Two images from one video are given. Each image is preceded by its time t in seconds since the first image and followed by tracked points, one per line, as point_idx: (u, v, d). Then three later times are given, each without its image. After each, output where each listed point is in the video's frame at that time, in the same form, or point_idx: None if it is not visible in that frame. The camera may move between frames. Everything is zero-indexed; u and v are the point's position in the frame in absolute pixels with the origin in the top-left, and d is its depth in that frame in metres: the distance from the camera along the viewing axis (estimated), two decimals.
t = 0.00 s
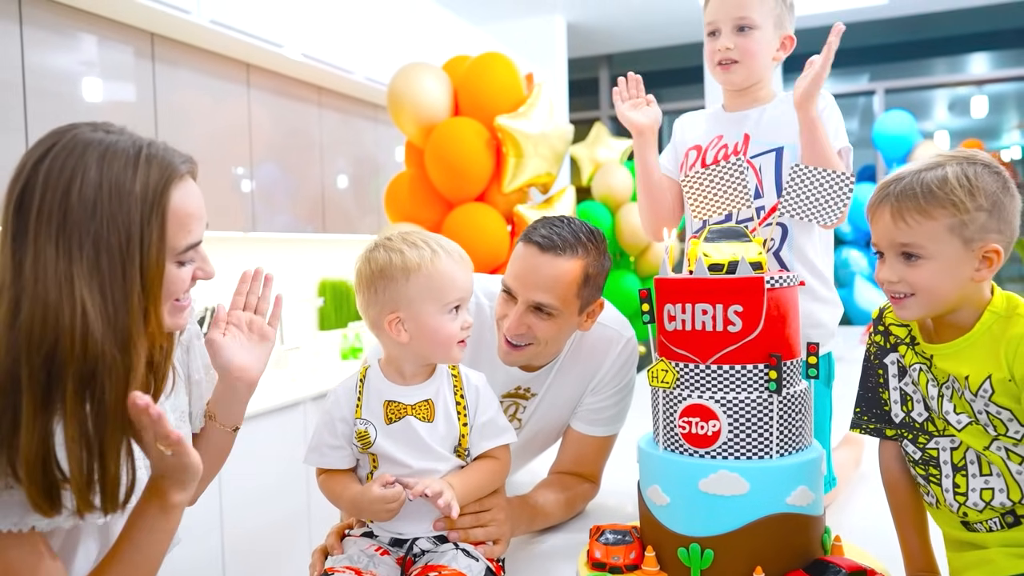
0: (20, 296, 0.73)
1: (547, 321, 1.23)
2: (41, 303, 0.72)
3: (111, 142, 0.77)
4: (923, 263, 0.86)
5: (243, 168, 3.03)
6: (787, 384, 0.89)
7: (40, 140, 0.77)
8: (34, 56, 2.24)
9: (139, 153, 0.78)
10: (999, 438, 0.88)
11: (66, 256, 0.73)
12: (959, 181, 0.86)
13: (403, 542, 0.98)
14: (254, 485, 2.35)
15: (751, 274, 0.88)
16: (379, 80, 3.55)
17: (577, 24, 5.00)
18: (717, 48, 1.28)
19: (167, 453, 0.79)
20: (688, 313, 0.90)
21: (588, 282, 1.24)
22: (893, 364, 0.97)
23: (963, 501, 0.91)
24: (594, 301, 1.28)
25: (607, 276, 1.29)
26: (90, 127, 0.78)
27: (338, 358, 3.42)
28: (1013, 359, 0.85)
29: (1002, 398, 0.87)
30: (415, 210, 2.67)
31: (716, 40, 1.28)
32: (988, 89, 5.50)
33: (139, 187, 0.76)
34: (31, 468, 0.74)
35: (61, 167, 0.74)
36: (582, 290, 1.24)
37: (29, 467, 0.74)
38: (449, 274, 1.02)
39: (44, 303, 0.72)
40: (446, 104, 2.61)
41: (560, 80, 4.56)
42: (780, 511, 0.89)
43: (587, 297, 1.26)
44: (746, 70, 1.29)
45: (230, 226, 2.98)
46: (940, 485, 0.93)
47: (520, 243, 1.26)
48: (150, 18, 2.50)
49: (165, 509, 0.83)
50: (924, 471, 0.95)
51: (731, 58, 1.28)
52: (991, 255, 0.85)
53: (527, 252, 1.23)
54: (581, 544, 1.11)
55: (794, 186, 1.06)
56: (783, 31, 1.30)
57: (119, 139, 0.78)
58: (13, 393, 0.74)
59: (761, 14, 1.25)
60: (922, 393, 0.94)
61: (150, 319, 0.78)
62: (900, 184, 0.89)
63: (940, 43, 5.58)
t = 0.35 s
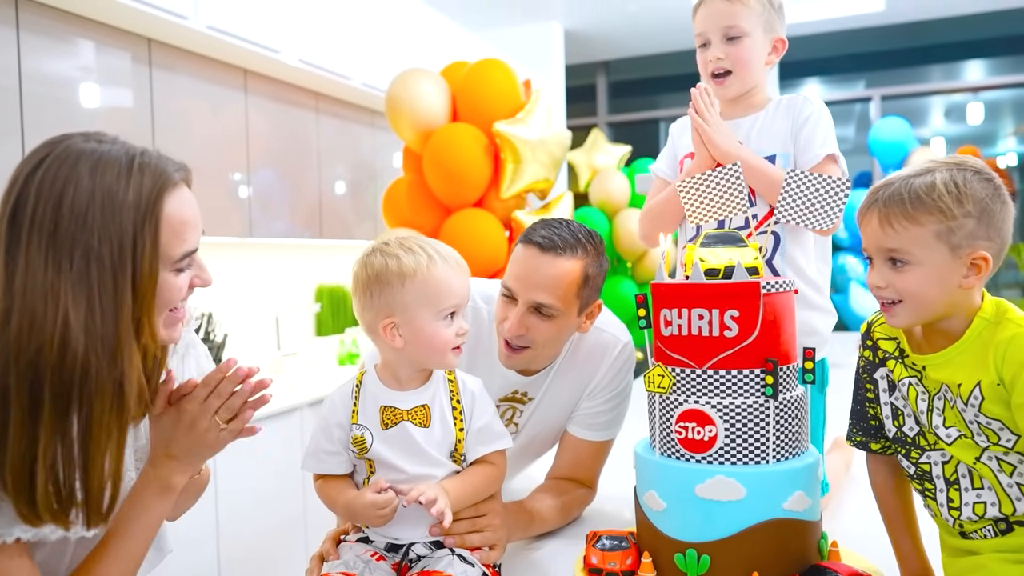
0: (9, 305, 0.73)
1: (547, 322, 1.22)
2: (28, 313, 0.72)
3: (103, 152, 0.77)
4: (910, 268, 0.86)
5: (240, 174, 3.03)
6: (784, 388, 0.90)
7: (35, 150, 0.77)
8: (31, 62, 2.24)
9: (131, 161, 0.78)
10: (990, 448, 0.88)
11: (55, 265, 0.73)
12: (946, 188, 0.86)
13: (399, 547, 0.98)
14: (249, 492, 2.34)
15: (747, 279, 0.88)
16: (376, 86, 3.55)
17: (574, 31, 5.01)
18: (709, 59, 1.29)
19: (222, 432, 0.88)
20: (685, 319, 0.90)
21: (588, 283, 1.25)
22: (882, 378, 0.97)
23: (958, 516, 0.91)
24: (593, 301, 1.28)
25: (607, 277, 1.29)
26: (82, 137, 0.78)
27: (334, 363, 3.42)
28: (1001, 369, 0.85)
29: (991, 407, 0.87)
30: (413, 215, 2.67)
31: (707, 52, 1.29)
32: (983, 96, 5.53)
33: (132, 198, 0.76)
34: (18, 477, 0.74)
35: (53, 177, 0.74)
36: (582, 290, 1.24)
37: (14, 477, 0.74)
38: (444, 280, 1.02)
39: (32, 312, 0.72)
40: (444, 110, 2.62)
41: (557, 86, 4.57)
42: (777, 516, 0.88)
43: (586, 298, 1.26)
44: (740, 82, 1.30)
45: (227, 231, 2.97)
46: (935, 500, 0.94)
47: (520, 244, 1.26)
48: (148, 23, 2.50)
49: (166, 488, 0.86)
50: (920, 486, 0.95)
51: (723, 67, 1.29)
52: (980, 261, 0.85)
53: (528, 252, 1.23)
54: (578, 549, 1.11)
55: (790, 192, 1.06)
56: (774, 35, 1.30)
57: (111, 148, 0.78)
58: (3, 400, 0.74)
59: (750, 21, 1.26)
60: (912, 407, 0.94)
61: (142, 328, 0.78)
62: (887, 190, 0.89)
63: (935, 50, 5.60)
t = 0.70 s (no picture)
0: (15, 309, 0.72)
1: (546, 324, 1.22)
2: (34, 316, 0.72)
3: (103, 154, 0.76)
4: (901, 273, 0.86)
5: (237, 178, 3.03)
6: (781, 393, 0.90)
7: (33, 152, 0.76)
8: (29, 66, 2.24)
9: (131, 164, 0.77)
10: (975, 453, 0.88)
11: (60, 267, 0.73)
12: (941, 193, 0.86)
13: (395, 552, 0.98)
14: (245, 496, 2.33)
15: (744, 284, 0.88)
16: (374, 89, 3.56)
17: (572, 36, 5.01)
18: (691, 66, 1.29)
19: (190, 414, 0.86)
20: (682, 322, 0.90)
21: (587, 286, 1.24)
22: (871, 384, 0.97)
23: (944, 520, 0.91)
24: (591, 304, 1.28)
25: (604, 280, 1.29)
26: (82, 140, 0.78)
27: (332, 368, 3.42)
28: (988, 372, 0.85)
29: (977, 411, 0.87)
30: (412, 219, 2.67)
31: (689, 59, 1.30)
32: (981, 101, 5.56)
33: (132, 202, 0.75)
34: (23, 482, 0.74)
35: (53, 178, 0.73)
36: (580, 293, 1.23)
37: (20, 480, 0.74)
38: (421, 282, 1.01)
39: (36, 315, 0.72)
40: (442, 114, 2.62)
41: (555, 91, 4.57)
42: (775, 520, 0.88)
43: (584, 301, 1.26)
44: (721, 85, 1.30)
45: (225, 235, 2.97)
46: (922, 504, 0.94)
47: (519, 246, 1.26)
48: (145, 27, 2.49)
49: (153, 477, 0.86)
50: (908, 490, 0.96)
51: (706, 74, 1.29)
52: (972, 268, 0.85)
53: (527, 255, 1.23)
54: (574, 554, 1.11)
55: (786, 195, 1.05)
56: (757, 37, 1.30)
57: (112, 151, 0.78)
58: (4, 404, 0.74)
59: (730, 27, 1.26)
60: (900, 413, 0.94)
61: (141, 334, 0.78)
62: (882, 193, 0.89)
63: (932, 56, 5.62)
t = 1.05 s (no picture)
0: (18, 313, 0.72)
1: (541, 324, 1.22)
2: (38, 320, 0.72)
3: (112, 161, 0.76)
4: (892, 266, 0.87)
5: (235, 181, 3.02)
6: (780, 395, 0.90)
7: (41, 157, 0.76)
8: (26, 68, 2.24)
9: (139, 171, 0.77)
10: (967, 457, 0.88)
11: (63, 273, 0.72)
12: (940, 188, 0.86)
13: (392, 556, 0.97)
14: (241, 500, 2.32)
15: (742, 287, 0.88)
16: (372, 92, 3.56)
17: (570, 39, 5.02)
18: (688, 75, 1.30)
19: (186, 417, 0.86)
20: (680, 325, 0.90)
21: (581, 286, 1.24)
22: (867, 387, 0.98)
23: (938, 523, 0.91)
24: (586, 305, 1.28)
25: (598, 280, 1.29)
26: (90, 145, 0.78)
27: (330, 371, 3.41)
28: (982, 375, 0.85)
29: (969, 415, 0.86)
30: (410, 223, 2.66)
31: (686, 68, 1.30)
32: (978, 105, 5.59)
33: (140, 208, 0.75)
34: (21, 484, 0.73)
35: (62, 184, 0.73)
36: (575, 293, 1.23)
37: (19, 482, 0.73)
38: (394, 283, 1.01)
39: (41, 320, 0.72)
40: (440, 117, 2.62)
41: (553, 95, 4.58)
42: (774, 524, 0.88)
43: (579, 301, 1.25)
44: (718, 94, 1.31)
45: (222, 238, 2.97)
46: (917, 506, 0.94)
47: (513, 247, 1.26)
48: (142, 29, 2.49)
49: (149, 481, 0.85)
50: (904, 492, 0.96)
51: (704, 84, 1.30)
52: (965, 267, 0.85)
53: (521, 256, 1.22)
54: (572, 558, 1.11)
55: (785, 197, 1.05)
56: (748, 44, 1.32)
57: (120, 157, 0.77)
58: (7, 408, 0.74)
59: (726, 36, 1.27)
60: (893, 415, 0.94)
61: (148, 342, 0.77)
62: (882, 186, 0.90)
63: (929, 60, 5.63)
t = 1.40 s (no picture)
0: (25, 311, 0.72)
1: (533, 323, 1.22)
2: (48, 318, 0.71)
3: (116, 159, 0.76)
4: (896, 252, 0.87)
5: (233, 182, 3.02)
6: (780, 397, 0.89)
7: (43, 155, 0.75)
8: (25, 69, 2.23)
9: (143, 169, 0.77)
10: (969, 459, 0.87)
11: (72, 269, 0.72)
12: (948, 177, 0.86)
13: (391, 557, 0.96)
14: (240, 502, 2.32)
15: (743, 287, 0.88)
16: (371, 94, 3.56)
17: (568, 41, 5.02)
18: (692, 81, 1.29)
19: (227, 407, 0.85)
20: (681, 326, 0.89)
21: (572, 283, 1.24)
22: (868, 388, 0.98)
23: (940, 527, 0.91)
24: (579, 303, 1.28)
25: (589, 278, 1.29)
26: (93, 143, 0.77)
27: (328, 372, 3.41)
28: (989, 375, 0.84)
29: (974, 414, 0.86)
30: (410, 224, 2.66)
31: (688, 74, 1.30)
32: (975, 108, 5.61)
33: (145, 205, 0.75)
34: (36, 480, 0.73)
35: (67, 181, 0.73)
36: (565, 291, 1.23)
37: (33, 480, 0.73)
38: (391, 284, 1.01)
39: (50, 317, 0.71)
40: (439, 119, 2.62)
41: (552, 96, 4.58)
42: (776, 525, 0.88)
43: (570, 299, 1.25)
44: (721, 99, 1.31)
45: (220, 239, 2.96)
46: (918, 509, 0.94)
47: (503, 247, 1.25)
48: (141, 30, 2.49)
49: (178, 480, 0.84)
50: (905, 495, 0.95)
51: (705, 89, 1.29)
52: (970, 257, 0.85)
53: (511, 255, 1.22)
54: (571, 560, 1.10)
55: (785, 198, 1.05)
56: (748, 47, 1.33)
57: (123, 155, 0.77)
58: (17, 407, 0.73)
59: (726, 40, 1.27)
60: (893, 416, 0.94)
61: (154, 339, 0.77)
62: (891, 173, 0.90)
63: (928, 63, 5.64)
